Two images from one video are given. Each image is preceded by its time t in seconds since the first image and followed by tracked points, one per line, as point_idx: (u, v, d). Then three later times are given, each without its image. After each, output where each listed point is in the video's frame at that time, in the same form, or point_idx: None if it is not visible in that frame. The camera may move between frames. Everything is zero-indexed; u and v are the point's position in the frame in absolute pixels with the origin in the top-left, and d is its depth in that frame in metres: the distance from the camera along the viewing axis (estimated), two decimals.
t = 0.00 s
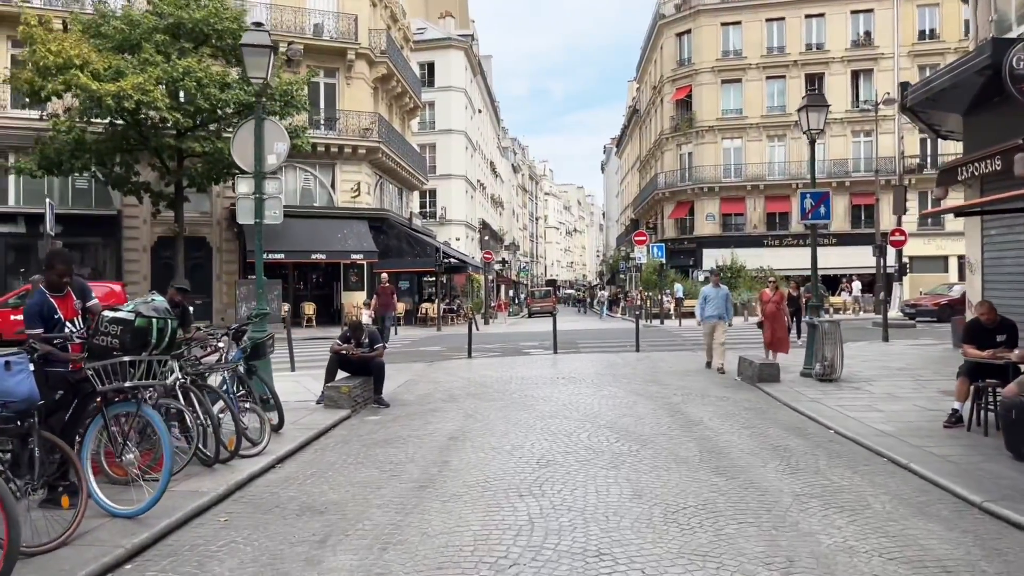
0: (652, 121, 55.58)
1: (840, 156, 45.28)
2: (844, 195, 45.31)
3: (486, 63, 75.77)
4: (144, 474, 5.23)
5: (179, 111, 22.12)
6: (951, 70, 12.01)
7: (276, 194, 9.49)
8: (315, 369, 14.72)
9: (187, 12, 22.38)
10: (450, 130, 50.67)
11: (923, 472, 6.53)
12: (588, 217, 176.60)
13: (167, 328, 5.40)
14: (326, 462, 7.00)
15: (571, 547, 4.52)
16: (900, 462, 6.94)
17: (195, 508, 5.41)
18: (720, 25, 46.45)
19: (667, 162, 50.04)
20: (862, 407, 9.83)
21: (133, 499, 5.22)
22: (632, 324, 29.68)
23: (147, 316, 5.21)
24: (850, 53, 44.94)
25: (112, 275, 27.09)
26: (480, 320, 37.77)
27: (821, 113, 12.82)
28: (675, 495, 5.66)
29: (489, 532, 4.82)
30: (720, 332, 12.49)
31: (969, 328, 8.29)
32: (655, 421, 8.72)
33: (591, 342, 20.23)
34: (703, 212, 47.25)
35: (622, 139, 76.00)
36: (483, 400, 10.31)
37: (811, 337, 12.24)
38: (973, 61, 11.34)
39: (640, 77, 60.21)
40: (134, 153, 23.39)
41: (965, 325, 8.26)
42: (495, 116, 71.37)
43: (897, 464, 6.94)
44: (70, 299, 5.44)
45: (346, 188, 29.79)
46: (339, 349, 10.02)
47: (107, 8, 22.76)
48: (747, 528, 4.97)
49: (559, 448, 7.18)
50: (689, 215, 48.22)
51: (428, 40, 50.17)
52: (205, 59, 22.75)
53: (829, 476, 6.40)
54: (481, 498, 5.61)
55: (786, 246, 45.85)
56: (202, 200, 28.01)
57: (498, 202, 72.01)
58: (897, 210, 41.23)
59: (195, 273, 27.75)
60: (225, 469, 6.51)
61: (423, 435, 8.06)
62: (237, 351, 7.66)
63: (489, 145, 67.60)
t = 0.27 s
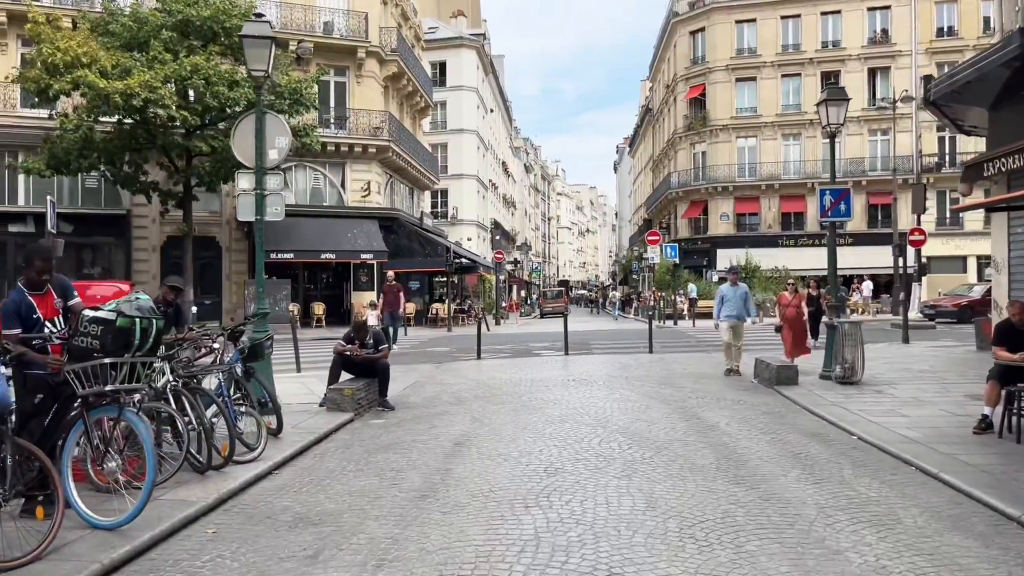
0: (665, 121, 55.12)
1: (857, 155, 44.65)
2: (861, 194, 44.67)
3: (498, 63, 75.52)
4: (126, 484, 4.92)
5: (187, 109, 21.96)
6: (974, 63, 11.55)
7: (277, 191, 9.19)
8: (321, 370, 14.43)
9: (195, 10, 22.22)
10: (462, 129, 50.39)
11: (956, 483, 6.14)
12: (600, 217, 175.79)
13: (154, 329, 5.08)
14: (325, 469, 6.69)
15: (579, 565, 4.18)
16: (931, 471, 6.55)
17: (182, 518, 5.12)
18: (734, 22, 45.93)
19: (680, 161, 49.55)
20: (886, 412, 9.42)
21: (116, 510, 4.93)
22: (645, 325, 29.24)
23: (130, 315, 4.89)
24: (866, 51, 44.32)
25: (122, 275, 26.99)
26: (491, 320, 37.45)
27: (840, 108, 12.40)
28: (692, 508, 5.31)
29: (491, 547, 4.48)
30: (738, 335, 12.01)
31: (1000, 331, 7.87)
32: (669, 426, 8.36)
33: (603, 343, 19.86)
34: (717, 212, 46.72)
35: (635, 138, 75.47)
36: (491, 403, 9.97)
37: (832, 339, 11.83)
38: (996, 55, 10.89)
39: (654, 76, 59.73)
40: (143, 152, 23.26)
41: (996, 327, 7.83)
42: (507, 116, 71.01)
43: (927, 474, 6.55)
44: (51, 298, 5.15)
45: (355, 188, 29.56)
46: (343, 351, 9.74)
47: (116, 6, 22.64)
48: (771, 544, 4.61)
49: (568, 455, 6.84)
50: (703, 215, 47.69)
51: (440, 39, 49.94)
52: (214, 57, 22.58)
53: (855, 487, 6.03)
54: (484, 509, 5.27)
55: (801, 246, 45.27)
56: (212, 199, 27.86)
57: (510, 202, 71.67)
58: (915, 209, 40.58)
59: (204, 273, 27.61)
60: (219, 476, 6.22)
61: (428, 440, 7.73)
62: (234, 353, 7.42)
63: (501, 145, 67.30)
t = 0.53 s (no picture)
0: (677, 118, 54.66)
1: (872, 152, 44.06)
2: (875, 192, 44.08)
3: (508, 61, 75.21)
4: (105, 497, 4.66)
5: (193, 108, 21.79)
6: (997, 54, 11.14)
7: (276, 190, 8.95)
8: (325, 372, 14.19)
9: (200, 7, 22.03)
10: (471, 127, 50.10)
11: (986, 497, 5.79)
12: (612, 216, 175.16)
13: (135, 334, 4.86)
14: (321, 479, 6.40)
15: None
16: (957, 484, 6.19)
17: (164, 535, 4.85)
18: (747, 19, 45.44)
19: (692, 159, 49.08)
20: (906, 417, 9.06)
21: (92, 525, 4.67)
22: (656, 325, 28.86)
23: (107, 320, 4.65)
24: (881, 47, 43.71)
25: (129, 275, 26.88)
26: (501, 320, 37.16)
27: (857, 103, 12.02)
28: (705, 525, 4.99)
29: (489, 570, 4.18)
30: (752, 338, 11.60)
31: None
32: (681, 433, 8.04)
33: (614, 344, 19.52)
34: (729, 210, 46.22)
35: (646, 136, 74.94)
36: (499, 407, 9.66)
37: (848, 340, 11.49)
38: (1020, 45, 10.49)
39: (665, 74, 59.26)
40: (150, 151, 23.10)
41: None
42: (517, 114, 70.65)
43: (954, 487, 6.20)
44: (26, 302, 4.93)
45: (363, 187, 29.32)
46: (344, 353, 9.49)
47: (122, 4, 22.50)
48: (791, 568, 4.28)
49: (575, 465, 6.53)
50: (715, 213, 47.19)
51: (449, 37, 49.71)
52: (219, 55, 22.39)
53: (878, 502, 5.69)
54: (484, 525, 4.98)
55: (815, 245, 44.73)
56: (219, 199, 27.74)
57: (520, 201, 71.32)
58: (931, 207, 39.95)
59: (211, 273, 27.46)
60: (208, 487, 5.94)
61: (430, 448, 7.44)
62: (230, 358, 7.18)
63: (512, 143, 67.00)
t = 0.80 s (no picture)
0: (683, 116, 54.24)
1: (880, 150, 43.60)
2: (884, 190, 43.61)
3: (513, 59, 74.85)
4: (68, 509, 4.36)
5: (192, 105, 21.55)
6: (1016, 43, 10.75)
7: (267, 184, 8.65)
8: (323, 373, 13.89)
9: (199, 3, 21.76)
10: (476, 126, 49.77)
11: (1011, 507, 5.44)
12: (617, 215, 174.58)
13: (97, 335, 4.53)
14: (308, 486, 6.09)
15: None
16: (980, 492, 5.84)
17: (135, 549, 4.54)
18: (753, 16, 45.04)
19: (698, 157, 48.66)
20: (921, 421, 8.71)
21: (56, 538, 4.39)
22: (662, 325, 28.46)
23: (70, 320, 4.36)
24: (890, 43, 43.24)
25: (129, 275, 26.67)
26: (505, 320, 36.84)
27: (869, 95, 11.64)
28: (711, 538, 4.66)
29: None
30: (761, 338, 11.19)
31: None
32: (687, 437, 7.70)
33: (619, 344, 19.16)
34: (736, 209, 45.77)
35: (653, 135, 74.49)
36: (499, 410, 9.35)
37: (859, 340, 11.13)
38: None
39: (671, 72, 58.84)
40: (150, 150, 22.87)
41: None
42: (522, 112, 70.28)
43: (976, 497, 5.85)
44: None
45: (366, 185, 29.03)
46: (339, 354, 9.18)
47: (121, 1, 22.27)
48: None
49: (575, 471, 6.21)
50: (722, 212, 46.70)
51: (454, 35, 49.42)
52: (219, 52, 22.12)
53: (897, 513, 5.34)
54: (475, 539, 4.65)
55: (823, 244, 44.27)
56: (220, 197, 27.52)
57: (525, 200, 70.95)
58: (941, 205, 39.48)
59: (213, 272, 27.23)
60: (188, 495, 5.63)
61: (424, 453, 7.13)
62: (213, 358, 6.86)
63: (517, 142, 66.67)
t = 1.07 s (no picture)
0: (687, 115, 53.81)
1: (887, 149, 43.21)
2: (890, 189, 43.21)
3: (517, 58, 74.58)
4: (29, 530, 4.13)
5: (189, 103, 21.28)
6: None
7: (255, 183, 8.32)
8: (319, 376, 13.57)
9: None
10: (478, 124, 49.39)
11: None
12: (621, 214, 174.25)
13: (54, 343, 4.44)
14: (293, 503, 5.76)
15: None
16: (1006, 512, 5.48)
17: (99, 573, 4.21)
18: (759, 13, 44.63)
19: (702, 156, 48.25)
20: (937, 429, 8.36)
21: (14, 561, 4.11)
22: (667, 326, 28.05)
23: (21, 331, 4.26)
24: (896, 41, 42.82)
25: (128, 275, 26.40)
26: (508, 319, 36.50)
27: (881, 90, 11.29)
28: (722, 565, 4.31)
29: None
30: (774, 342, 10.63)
31: None
32: (693, 448, 7.38)
33: (623, 346, 18.79)
34: (741, 208, 45.35)
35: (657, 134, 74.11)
36: (498, 417, 9.02)
37: (870, 344, 10.80)
38: None
39: (675, 70, 58.38)
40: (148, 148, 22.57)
41: None
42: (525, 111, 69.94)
43: (1001, 515, 5.50)
44: None
45: (366, 184, 28.71)
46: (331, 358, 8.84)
47: None
48: None
49: (575, 486, 5.90)
50: (726, 211, 46.23)
51: (456, 33, 49.08)
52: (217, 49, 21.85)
53: (920, 536, 5.00)
54: (467, 565, 4.33)
55: (829, 243, 43.86)
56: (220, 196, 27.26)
57: (528, 199, 70.58)
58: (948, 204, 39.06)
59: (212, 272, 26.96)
60: (163, 514, 5.31)
61: (417, 464, 6.80)
62: (197, 366, 6.54)
63: (520, 141, 66.32)
